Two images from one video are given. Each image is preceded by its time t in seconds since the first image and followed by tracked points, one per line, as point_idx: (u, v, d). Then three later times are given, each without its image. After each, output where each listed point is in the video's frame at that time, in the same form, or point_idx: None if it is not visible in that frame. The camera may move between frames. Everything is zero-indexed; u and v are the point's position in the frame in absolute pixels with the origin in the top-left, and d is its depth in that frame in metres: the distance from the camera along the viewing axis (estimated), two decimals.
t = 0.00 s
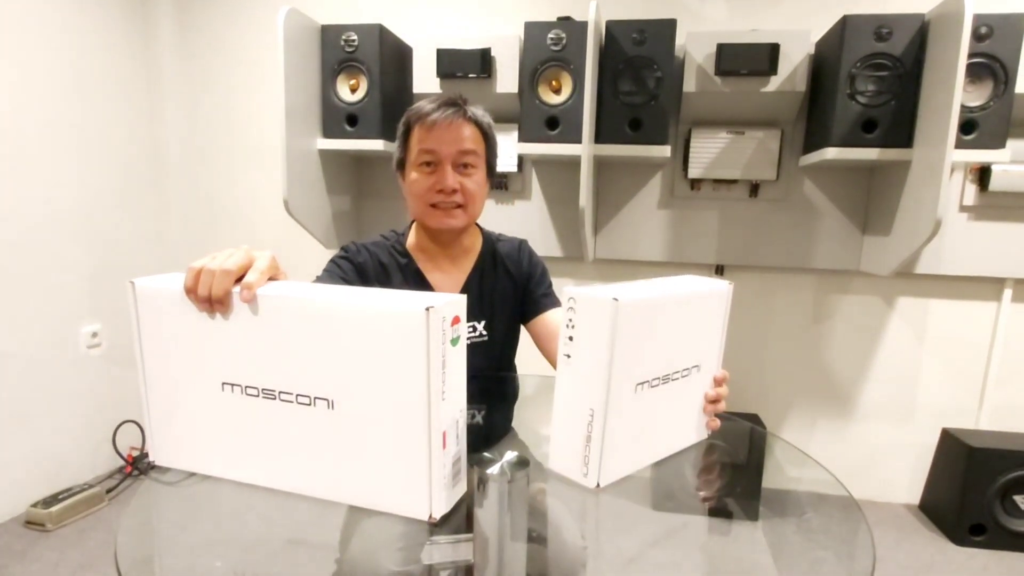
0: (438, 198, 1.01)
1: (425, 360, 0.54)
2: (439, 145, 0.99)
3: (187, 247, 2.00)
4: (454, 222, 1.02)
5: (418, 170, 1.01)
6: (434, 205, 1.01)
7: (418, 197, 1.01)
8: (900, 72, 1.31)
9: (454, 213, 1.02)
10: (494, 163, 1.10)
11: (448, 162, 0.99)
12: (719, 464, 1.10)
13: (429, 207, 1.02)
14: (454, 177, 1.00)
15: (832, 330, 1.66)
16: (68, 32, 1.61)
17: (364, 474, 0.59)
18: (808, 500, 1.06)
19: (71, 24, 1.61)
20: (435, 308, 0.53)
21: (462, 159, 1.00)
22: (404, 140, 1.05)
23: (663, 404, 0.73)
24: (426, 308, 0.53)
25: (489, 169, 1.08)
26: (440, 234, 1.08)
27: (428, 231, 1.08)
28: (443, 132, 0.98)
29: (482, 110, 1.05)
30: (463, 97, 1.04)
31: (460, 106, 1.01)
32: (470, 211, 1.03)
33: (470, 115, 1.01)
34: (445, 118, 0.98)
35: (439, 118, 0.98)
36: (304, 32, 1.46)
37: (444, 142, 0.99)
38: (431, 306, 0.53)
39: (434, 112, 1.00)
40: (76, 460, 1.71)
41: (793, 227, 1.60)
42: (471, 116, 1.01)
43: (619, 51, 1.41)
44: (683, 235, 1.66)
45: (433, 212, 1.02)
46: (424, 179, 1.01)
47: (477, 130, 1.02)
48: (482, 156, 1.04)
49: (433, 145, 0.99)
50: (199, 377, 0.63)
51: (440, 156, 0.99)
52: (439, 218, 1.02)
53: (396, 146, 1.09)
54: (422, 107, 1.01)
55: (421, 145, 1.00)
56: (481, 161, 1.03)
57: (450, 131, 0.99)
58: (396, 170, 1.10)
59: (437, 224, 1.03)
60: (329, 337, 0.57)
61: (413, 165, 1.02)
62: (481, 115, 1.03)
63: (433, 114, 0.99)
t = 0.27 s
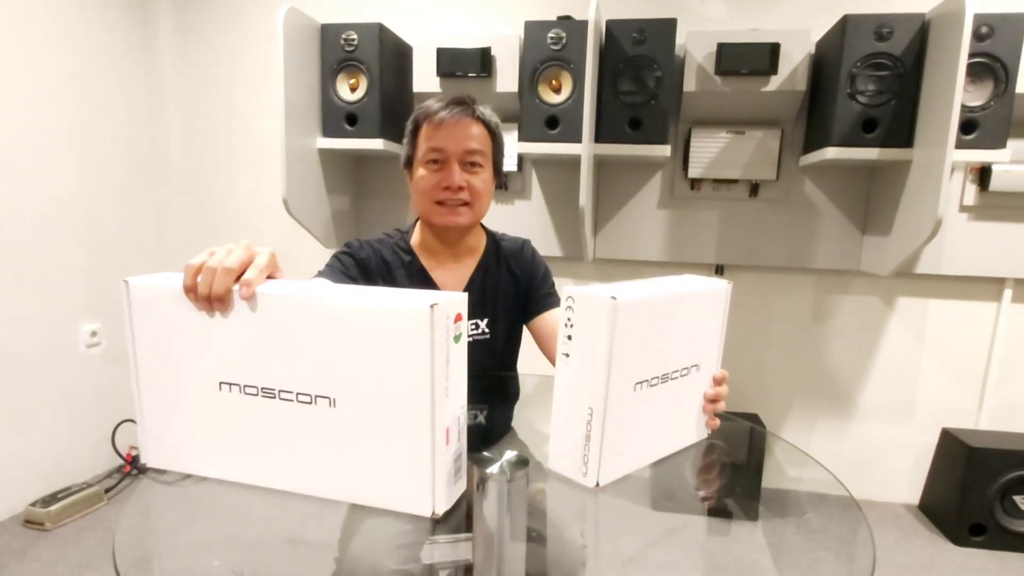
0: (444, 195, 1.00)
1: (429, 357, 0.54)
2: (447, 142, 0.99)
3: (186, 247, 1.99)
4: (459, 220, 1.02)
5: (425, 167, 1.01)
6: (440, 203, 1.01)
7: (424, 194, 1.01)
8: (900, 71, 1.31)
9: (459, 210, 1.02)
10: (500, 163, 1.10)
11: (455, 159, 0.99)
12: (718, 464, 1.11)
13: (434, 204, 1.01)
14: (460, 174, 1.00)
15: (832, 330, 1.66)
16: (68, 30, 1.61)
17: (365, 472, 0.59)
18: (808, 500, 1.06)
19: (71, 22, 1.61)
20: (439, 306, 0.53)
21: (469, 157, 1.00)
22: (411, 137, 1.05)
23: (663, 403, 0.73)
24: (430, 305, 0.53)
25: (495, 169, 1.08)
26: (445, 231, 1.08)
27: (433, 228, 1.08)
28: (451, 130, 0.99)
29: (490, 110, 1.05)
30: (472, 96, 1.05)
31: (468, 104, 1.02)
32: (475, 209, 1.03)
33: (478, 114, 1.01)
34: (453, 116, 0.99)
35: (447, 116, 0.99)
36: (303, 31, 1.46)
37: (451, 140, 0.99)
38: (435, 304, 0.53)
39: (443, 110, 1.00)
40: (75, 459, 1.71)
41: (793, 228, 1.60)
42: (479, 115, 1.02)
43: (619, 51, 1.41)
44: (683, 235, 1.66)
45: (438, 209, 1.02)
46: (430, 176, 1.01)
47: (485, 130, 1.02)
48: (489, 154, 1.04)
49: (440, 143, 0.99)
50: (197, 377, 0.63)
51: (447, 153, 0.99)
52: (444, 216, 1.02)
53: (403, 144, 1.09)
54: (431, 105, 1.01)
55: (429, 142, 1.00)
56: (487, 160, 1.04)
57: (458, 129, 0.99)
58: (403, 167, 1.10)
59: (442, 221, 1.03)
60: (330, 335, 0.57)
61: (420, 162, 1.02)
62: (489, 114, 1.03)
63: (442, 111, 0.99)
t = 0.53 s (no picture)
0: (451, 193, 1.00)
1: (440, 351, 0.56)
2: (456, 140, 0.99)
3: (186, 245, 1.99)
4: (465, 218, 1.02)
5: (433, 164, 1.01)
6: (447, 200, 1.01)
7: (432, 191, 1.01)
8: (900, 70, 1.31)
9: (466, 208, 1.01)
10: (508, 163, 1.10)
11: (464, 157, 1.00)
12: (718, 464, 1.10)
13: (441, 201, 1.01)
14: (468, 172, 1.00)
15: (832, 329, 1.66)
16: (67, 29, 1.61)
17: (372, 466, 0.60)
18: (808, 499, 1.06)
19: (70, 21, 1.61)
20: (451, 300, 0.55)
21: (478, 156, 1.01)
22: (421, 134, 1.05)
23: (663, 402, 0.73)
24: (442, 300, 0.55)
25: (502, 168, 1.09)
26: (451, 229, 1.07)
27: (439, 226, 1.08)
28: (461, 128, 0.99)
29: (499, 110, 1.06)
30: (482, 96, 1.05)
31: (478, 104, 1.02)
32: (481, 208, 1.03)
33: (488, 114, 1.02)
34: (463, 115, 0.99)
35: (457, 114, 0.99)
36: (303, 29, 1.46)
37: (460, 138, 0.99)
38: (447, 298, 0.55)
39: (453, 108, 1.00)
40: (75, 458, 1.72)
41: (793, 227, 1.60)
42: (489, 115, 1.02)
43: (619, 50, 1.40)
44: (683, 234, 1.66)
45: (445, 206, 1.01)
46: (438, 173, 1.01)
47: (494, 129, 1.03)
48: (497, 154, 1.04)
49: (450, 140, 0.99)
50: (191, 377, 0.61)
51: (456, 151, 0.99)
52: (450, 213, 1.02)
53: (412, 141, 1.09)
54: (442, 103, 1.01)
55: (438, 139, 1.00)
56: (495, 159, 1.04)
57: (467, 128, 0.99)
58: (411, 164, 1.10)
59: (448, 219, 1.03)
60: (336, 331, 0.57)
61: (429, 159, 1.02)
62: (498, 114, 1.04)
63: (453, 109, 1.00)
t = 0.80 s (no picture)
0: (455, 191, 1.00)
1: (437, 348, 0.55)
2: (461, 139, 0.99)
3: (185, 243, 1.99)
4: (468, 217, 1.02)
5: (438, 162, 1.01)
6: (450, 198, 1.01)
7: (436, 188, 1.01)
8: (900, 69, 1.31)
9: (469, 207, 1.02)
10: (512, 163, 1.10)
11: (468, 156, 0.99)
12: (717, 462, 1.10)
13: (445, 199, 1.01)
14: (472, 171, 1.00)
15: (831, 328, 1.66)
16: (67, 27, 1.61)
17: (369, 463, 0.60)
18: (807, 498, 1.06)
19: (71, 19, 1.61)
20: (447, 298, 0.55)
21: (482, 155, 1.00)
22: (426, 131, 1.05)
23: (661, 400, 0.73)
24: (439, 297, 0.54)
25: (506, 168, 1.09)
26: (454, 227, 1.08)
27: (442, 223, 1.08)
28: (466, 127, 0.99)
29: (505, 110, 1.05)
30: (488, 95, 1.05)
31: (484, 103, 1.02)
32: (484, 207, 1.03)
33: (494, 113, 1.02)
34: (469, 114, 0.99)
35: (462, 113, 0.99)
36: (303, 27, 1.46)
37: (466, 137, 0.99)
38: (444, 296, 0.55)
39: (459, 107, 1.00)
40: (74, 456, 1.72)
41: (792, 226, 1.60)
42: (495, 114, 1.02)
43: (619, 48, 1.40)
44: (682, 233, 1.66)
45: (448, 204, 1.02)
46: (442, 171, 1.00)
47: (499, 129, 1.03)
48: (501, 154, 1.04)
49: (454, 139, 0.99)
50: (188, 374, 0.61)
51: (461, 150, 0.99)
52: (453, 211, 1.02)
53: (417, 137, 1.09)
54: (448, 101, 1.01)
55: (443, 138, 1.00)
56: (500, 159, 1.04)
57: (473, 127, 0.99)
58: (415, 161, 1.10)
59: (451, 217, 1.03)
60: (333, 328, 0.57)
61: (433, 157, 1.02)
62: (504, 114, 1.04)
63: (459, 108, 0.99)
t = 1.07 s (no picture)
0: (460, 190, 1.00)
1: (434, 346, 0.55)
2: (468, 138, 0.99)
3: (184, 242, 1.99)
4: (472, 216, 1.02)
5: (444, 160, 1.01)
6: (456, 197, 1.01)
7: (441, 187, 1.01)
8: (899, 68, 1.30)
9: (473, 206, 1.02)
10: (517, 162, 1.10)
11: (475, 155, 0.99)
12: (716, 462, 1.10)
13: (450, 197, 1.01)
14: (478, 171, 1.00)
15: (830, 327, 1.66)
16: (67, 25, 1.60)
17: (366, 461, 0.60)
18: (805, 497, 1.06)
19: (71, 16, 1.61)
20: (445, 295, 0.54)
21: (489, 155, 1.00)
22: (433, 128, 1.04)
23: (659, 398, 0.73)
24: (436, 295, 0.54)
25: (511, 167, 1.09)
26: (457, 225, 1.08)
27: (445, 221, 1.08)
28: (474, 126, 0.98)
29: (512, 109, 1.05)
30: (496, 94, 1.04)
31: (492, 102, 1.01)
32: (489, 206, 1.03)
33: (501, 113, 1.01)
34: (477, 113, 0.99)
35: (470, 112, 0.98)
36: (302, 25, 1.46)
37: (473, 136, 0.99)
38: (442, 293, 0.55)
39: (467, 105, 1.00)
40: (73, 454, 1.71)
41: (791, 225, 1.60)
42: (502, 114, 1.01)
43: (618, 47, 1.40)
44: (681, 232, 1.66)
45: (453, 203, 1.02)
46: (448, 169, 1.00)
47: (506, 128, 1.02)
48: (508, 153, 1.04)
49: (461, 137, 0.99)
50: (185, 371, 0.61)
51: (468, 148, 0.99)
52: (458, 210, 1.02)
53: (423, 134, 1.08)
54: (456, 99, 1.00)
55: (451, 136, 0.99)
56: (506, 159, 1.04)
57: (480, 126, 0.99)
58: (420, 157, 1.10)
59: (455, 215, 1.03)
60: (331, 326, 0.57)
61: (439, 154, 1.01)
62: (511, 114, 1.03)
63: (467, 107, 0.99)
